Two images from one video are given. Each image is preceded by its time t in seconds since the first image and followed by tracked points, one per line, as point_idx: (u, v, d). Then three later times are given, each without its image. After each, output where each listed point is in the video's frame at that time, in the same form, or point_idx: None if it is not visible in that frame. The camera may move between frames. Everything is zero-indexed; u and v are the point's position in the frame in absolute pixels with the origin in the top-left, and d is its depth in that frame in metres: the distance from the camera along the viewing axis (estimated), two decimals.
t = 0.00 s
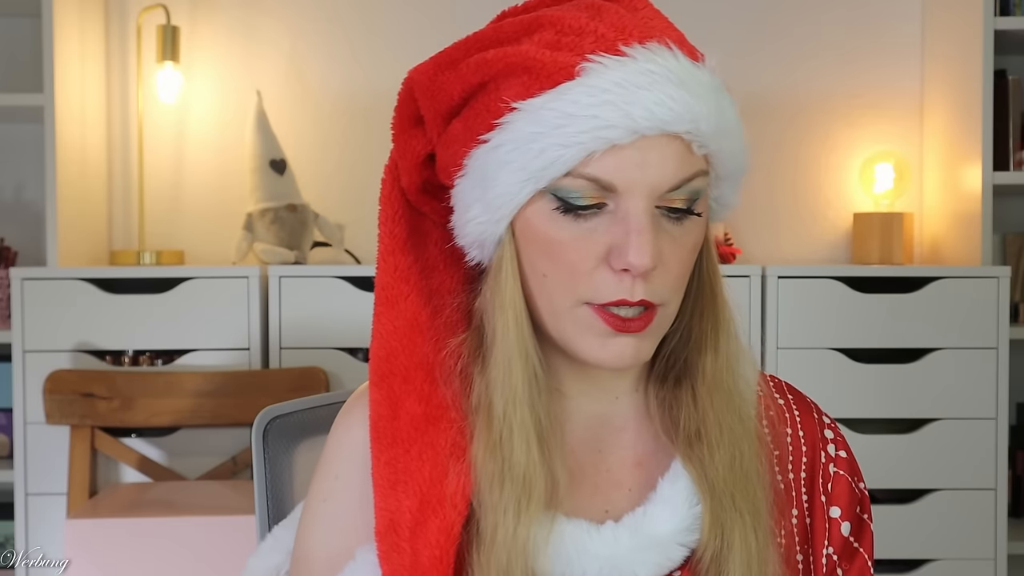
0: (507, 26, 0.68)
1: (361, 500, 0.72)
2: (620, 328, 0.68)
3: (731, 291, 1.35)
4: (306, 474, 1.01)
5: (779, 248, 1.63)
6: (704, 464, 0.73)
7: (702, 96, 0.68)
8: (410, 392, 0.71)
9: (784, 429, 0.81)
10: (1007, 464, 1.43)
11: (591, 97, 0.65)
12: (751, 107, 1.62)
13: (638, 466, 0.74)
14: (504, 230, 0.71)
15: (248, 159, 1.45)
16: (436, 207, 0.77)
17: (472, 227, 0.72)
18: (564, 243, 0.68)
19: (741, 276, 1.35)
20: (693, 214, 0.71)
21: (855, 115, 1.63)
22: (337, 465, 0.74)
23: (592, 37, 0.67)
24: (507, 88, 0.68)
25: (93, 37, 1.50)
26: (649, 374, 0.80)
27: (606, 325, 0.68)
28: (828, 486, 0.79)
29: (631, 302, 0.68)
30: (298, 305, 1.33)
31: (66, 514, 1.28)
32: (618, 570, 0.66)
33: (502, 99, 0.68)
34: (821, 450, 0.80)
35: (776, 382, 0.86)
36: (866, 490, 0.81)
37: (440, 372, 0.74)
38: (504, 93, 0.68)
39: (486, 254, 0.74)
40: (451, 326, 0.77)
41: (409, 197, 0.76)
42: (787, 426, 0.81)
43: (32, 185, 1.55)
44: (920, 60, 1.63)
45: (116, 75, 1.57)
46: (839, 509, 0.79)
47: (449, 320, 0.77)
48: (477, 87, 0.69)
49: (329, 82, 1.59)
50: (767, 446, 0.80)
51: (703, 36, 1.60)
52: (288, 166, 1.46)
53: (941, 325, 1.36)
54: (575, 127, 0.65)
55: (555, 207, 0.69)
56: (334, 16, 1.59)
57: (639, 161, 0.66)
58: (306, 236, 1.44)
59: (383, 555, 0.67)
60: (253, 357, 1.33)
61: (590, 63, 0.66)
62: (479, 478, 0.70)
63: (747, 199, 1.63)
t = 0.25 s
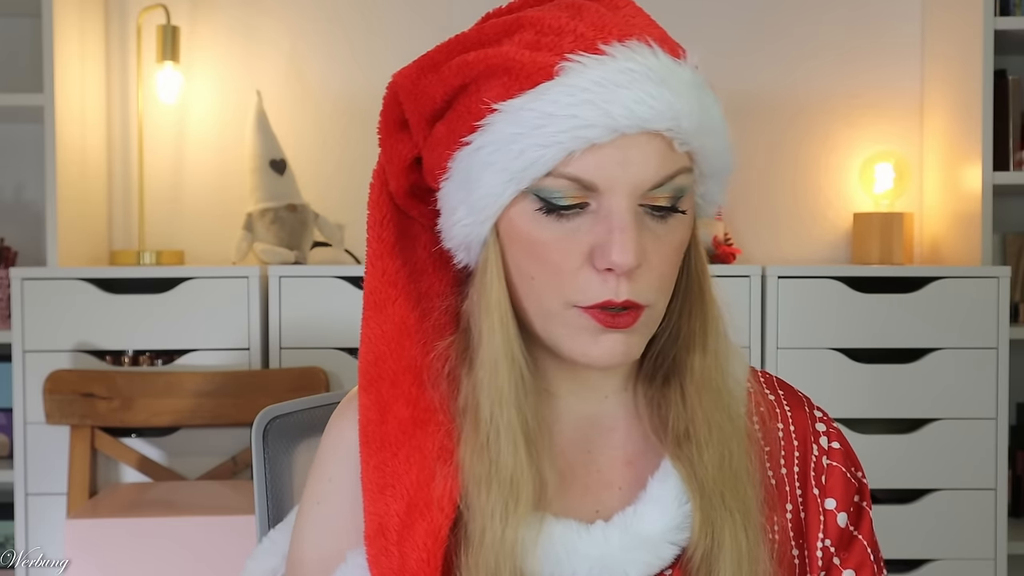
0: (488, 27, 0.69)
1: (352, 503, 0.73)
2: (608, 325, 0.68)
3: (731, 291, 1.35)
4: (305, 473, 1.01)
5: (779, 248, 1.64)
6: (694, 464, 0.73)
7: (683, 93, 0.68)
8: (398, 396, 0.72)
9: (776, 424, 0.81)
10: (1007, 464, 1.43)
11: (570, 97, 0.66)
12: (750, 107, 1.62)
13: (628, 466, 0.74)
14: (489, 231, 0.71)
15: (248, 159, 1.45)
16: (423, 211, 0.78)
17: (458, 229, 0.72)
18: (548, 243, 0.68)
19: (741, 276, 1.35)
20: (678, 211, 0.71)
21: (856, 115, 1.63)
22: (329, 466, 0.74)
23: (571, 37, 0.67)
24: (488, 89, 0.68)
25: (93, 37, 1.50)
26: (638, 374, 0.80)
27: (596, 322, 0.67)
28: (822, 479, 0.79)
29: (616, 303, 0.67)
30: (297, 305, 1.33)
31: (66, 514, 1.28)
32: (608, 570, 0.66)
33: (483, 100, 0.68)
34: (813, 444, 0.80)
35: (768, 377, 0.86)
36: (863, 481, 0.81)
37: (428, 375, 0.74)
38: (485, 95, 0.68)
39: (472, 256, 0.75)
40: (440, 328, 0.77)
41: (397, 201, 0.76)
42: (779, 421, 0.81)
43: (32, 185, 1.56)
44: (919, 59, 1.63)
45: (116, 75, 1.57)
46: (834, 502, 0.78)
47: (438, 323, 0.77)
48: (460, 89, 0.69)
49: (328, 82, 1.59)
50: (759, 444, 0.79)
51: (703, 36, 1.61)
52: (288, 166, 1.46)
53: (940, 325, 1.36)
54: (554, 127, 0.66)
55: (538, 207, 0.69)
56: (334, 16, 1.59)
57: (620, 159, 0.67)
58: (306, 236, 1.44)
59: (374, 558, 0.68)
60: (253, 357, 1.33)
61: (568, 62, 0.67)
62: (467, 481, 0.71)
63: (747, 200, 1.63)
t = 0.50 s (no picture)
0: (470, 27, 0.70)
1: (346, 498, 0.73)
2: (575, 324, 0.68)
3: (732, 291, 1.35)
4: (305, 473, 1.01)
5: (779, 248, 1.64)
6: (681, 464, 0.74)
7: (654, 91, 0.68)
8: (388, 387, 0.72)
9: (768, 423, 0.81)
10: (1007, 464, 1.43)
11: (538, 94, 0.66)
12: (750, 107, 1.62)
13: (617, 464, 0.74)
14: (465, 227, 0.72)
15: (248, 159, 1.45)
16: (419, 208, 0.78)
17: (438, 226, 0.73)
18: (520, 239, 0.69)
19: (741, 276, 1.35)
20: (655, 207, 0.71)
21: (855, 115, 1.63)
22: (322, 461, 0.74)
23: (547, 35, 0.68)
24: (466, 87, 0.69)
25: (93, 37, 1.50)
26: (625, 371, 0.80)
27: (564, 320, 0.68)
28: (815, 477, 0.78)
29: (584, 301, 0.67)
30: (297, 305, 1.33)
31: (66, 514, 1.28)
32: (596, 569, 0.66)
33: (461, 98, 0.69)
34: (806, 442, 0.80)
35: (761, 377, 0.87)
36: (858, 479, 0.80)
37: (416, 367, 0.74)
38: (463, 93, 0.69)
39: (455, 252, 0.75)
40: (427, 323, 0.77)
41: (394, 199, 0.77)
42: (771, 420, 0.81)
43: (32, 185, 1.55)
44: (919, 59, 1.63)
45: (116, 74, 1.57)
46: (828, 500, 0.77)
47: (426, 318, 0.78)
48: (443, 87, 0.70)
49: (328, 82, 1.59)
50: (750, 443, 0.80)
51: (703, 36, 1.61)
52: (288, 166, 1.46)
53: (938, 324, 1.36)
54: (522, 124, 0.67)
55: (509, 202, 0.70)
56: (334, 16, 1.59)
57: (588, 156, 0.67)
58: (306, 236, 1.43)
59: (360, 546, 0.68)
60: (253, 357, 1.33)
61: (540, 60, 0.67)
62: (455, 474, 0.71)
63: (747, 200, 1.63)
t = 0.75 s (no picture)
0: (472, 23, 0.70)
1: (344, 496, 0.73)
2: (577, 319, 0.68)
3: (732, 291, 1.35)
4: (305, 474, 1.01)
5: (779, 248, 1.64)
6: (679, 463, 0.74)
7: (654, 86, 0.69)
8: (389, 379, 0.72)
9: (764, 423, 0.81)
10: (1007, 464, 1.43)
11: (539, 87, 0.67)
12: (750, 107, 1.62)
13: (615, 463, 0.74)
14: (465, 221, 0.72)
15: (248, 159, 1.45)
16: (418, 205, 0.78)
17: (438, 221, 0.73)
18: (520, 233, 0.69)
19: (741, 276, 1.35)
20: (654, 204, 0.71)
21: (855, 115, 1.63)
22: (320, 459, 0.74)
23: (548, 32, 0.68)
24: (467, 82, 0.69)
25: (93, 37, 1.50)
26: (624, 370, 0.80)
27: (565, 315, 0.68)
28: (807, 478, 0.79)
29: (584, 293, 0.67)
30: (297, 305, 1.33)
31: (66, 514, 1.28)
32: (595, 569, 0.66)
33: (462, 93, 0.69)
34: (801, 443, 0.80)
35: (758, 377, 0.86)
36: (850, 484, 0.80)
37: (415, 362, 0.74)
38: (464, 88, 0.69)
39: (454, 248, 0.75)
40: (426, 318, 0.77)
41: (393, 196, 0.77)
42: (768, 420, 0.81)
43: (32, 185, 1.56)
44: (919, 59, 1.63)
45: (116, 74, 1.57)
46: (818, 502, 0.78)
47: (425, 313, 0.78)
48: (444, 83, 0.70)
49: (328, 82, 1.59)
50: (746, 442, 0.80)
51: (703, 36, 1.61)
52: (288, 166, 1.46)
53: (938, 324, 1.36)
54: (524, 117, 0.67)
55: (510, 197, 0.70)
56: (334, 16, 1.59)
57: (589, 150, 0.67)
58: (307, 236, 1.43)
59: (360, 541, 0.68)
60: (253, 357, 1.33)
61: (541, 55, 0.68)
62: (456, 469, 0.71)
63: (747, 200, 1.63)
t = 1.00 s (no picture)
0: (466, 26, 0.72)
1: (345, 493, 0.73)
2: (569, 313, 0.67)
3: (732, 291, 1.35)
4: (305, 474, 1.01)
5: (779, 248, 1.64)
6: (678, 462, 0.74)
7: (642, 77, 0.69)
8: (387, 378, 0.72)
9: (765, 424, 0.81)
10: (1007, 464, 1.43)
11: (528, 81, 0.67)
12: (750, 107, 1.62)
13: (614, 463, 0.74)
14: (460, 218, 0.72)
15: (248, 159, 1.45)
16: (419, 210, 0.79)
17: (434, 221, 0.74)
18: (512, 227, 0.69)
19: (741, 276, 1.35)
20: (646, 196, 0.70)
21: (856, 115, 1.63)
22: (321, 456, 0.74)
23: (538, 28, 0.70)
24: (460, 80, 0.70)
25: (93, 37, 1.50)
26: (625, 370, 0.80)
27: (556, 306, 0.67)
28: (807, 480, 0.79)
29: (576, 286, 0.67)
30: (297, 305, 1.33)
31: (66, 514, 1.28)
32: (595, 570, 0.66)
33: (455, 91, 0.70)
34: (802, 445, 0.80)
35: (759, 378, 0.86)
36: (851, 485, 0.81)
37: (414, 360, 0.74)
38: (457, 85, 0.70)
39: (451, 247, 0.75)
40: (424, 317, 0.77)
41: (395, 201, 0.77)
42: (769, 421, 0.81)
43: (32, 185, 1.55)
44: (919, 59, 1.63)
45: (116, 74, 1.57)
46: (817, 505, 0.78)
47: (424, 311, 0.78)
48: (440, 84, 0.71)
49: (328, 82, 1.59)
50: (747, 443, 0.80)
51: (703, 36, 1.61)
52: (288, 166, 1.46)
53: (938, 323, 1.36)
54: (513, 109, 0.67)
55: (502, 191, 0.70)
56: (334, 16, 1.59)
57: (578, 141, 0.67)
58: (307, 236, 1.43)
59: (360, 539, 0.68)
60: (253, 357, 1.33)
61: (530, 49, 0.69)
62: (456, 467, 0.71)
63: (747, 199, 1.63)
